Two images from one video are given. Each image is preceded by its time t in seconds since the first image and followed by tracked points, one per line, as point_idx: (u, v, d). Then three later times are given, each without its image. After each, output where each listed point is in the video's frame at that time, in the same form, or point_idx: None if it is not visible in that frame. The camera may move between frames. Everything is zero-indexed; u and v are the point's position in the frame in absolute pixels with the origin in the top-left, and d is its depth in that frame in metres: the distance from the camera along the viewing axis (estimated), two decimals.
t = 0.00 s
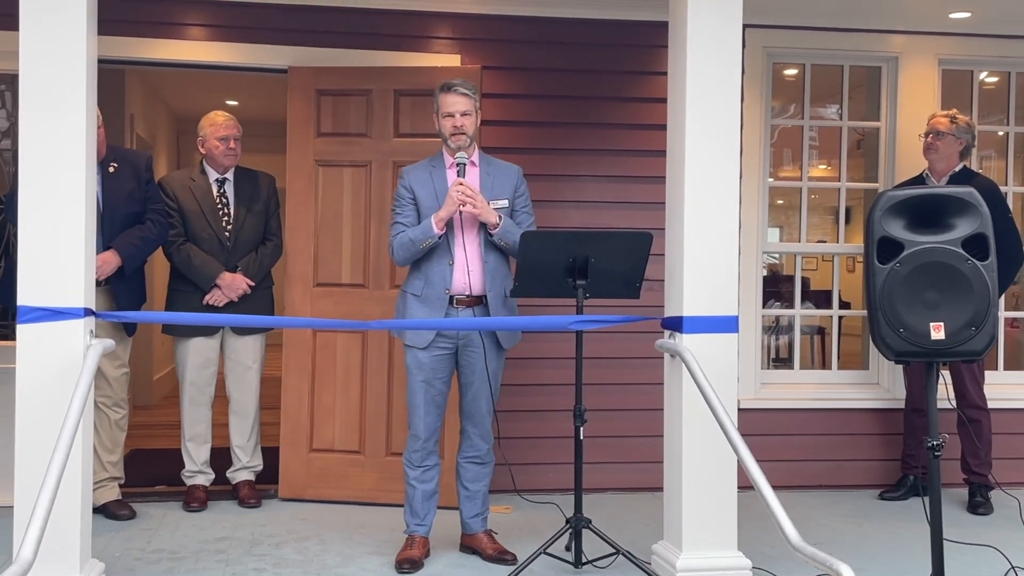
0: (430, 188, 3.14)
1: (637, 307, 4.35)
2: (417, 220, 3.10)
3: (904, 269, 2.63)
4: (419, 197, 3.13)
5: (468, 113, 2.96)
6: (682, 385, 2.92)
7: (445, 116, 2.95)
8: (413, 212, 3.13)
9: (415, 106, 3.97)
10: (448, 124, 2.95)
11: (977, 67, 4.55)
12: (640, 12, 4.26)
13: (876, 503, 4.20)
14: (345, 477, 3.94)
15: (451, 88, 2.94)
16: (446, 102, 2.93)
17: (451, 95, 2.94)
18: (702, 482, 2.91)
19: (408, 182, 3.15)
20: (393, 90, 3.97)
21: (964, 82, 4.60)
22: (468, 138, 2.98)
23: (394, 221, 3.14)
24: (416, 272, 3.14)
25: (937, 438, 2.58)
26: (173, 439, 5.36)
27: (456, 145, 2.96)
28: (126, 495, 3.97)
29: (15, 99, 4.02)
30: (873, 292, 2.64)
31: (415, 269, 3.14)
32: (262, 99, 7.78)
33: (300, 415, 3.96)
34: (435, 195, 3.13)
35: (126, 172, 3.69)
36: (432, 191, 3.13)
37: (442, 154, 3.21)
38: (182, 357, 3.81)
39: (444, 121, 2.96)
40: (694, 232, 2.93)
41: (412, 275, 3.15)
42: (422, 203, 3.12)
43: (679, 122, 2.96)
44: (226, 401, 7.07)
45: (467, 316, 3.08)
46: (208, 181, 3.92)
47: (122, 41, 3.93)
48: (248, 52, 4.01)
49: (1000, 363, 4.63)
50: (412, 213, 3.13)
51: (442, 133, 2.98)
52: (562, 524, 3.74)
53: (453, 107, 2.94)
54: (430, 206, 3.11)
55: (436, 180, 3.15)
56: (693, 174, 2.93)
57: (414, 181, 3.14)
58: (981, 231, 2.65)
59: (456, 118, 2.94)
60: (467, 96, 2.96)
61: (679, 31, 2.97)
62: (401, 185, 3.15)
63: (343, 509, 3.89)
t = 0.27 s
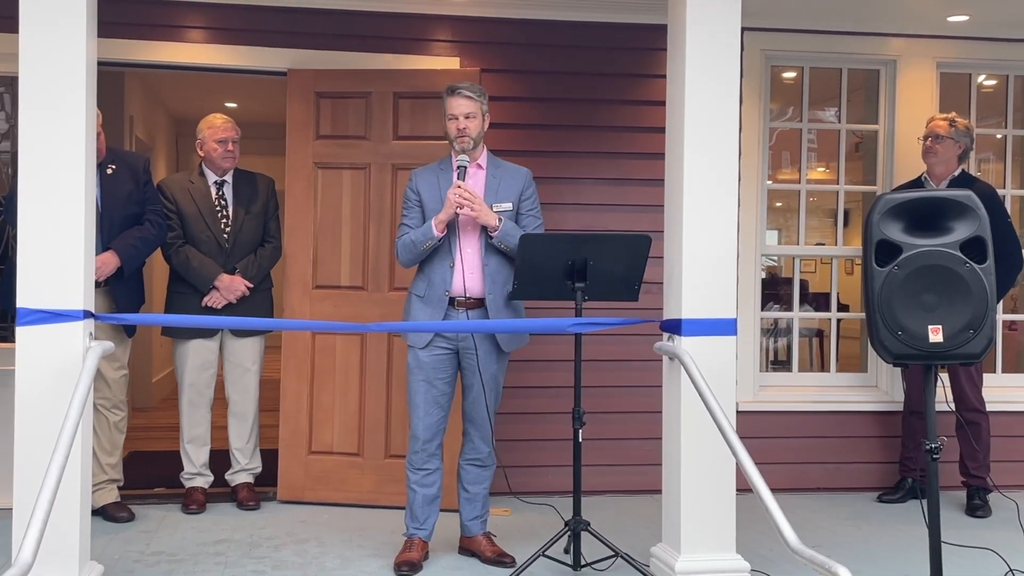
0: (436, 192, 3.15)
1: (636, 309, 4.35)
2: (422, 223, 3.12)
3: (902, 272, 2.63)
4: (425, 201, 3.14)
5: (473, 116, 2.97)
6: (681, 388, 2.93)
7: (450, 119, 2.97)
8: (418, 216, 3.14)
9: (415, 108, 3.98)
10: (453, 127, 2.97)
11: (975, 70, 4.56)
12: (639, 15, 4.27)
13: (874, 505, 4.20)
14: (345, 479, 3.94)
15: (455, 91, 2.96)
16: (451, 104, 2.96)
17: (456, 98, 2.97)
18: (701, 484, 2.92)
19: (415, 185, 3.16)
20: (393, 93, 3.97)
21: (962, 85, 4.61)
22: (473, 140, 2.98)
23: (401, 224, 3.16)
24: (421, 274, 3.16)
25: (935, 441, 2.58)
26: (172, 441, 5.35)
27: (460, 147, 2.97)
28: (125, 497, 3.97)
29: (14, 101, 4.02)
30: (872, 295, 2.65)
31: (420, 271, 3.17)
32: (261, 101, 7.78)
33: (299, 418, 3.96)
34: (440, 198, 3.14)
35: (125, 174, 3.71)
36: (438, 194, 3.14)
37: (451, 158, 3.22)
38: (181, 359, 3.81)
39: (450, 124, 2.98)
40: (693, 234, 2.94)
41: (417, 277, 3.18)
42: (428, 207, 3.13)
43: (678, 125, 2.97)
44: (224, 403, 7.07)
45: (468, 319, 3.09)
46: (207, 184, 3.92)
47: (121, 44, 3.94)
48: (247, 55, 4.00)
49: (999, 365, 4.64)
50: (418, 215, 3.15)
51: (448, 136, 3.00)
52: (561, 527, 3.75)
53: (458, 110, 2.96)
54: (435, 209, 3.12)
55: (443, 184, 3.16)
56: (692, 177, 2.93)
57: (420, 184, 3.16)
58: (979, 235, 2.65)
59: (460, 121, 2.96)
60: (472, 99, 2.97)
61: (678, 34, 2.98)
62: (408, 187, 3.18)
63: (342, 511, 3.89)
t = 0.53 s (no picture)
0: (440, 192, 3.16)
1: (636, 311, 4.35)
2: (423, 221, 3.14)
3: (901, 274, 2.64)
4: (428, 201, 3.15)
5: (474, 114, 2.98)
6: (681, 390, 2.93)
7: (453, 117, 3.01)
8: (421, 215, 3.16)
9: (414, 110, 3.98)
10: (454, 124, 3.00)
11: (974, 73, 4.57)
12: (638, 18, 4.27)
13: (874, 507, 4.20)
14: (344, 481, 3.94)
15: (457, 90, 2.99)
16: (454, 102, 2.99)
17: (460, 96, 2.99)
18: (700, 486, 2.92)
19: (419, 186, 3.18)
20: (392, 95, 3.98)
21: (961, 88, 4.62)
22: (472, 139, 2.99)
23: (405, 223, 3.18)
24: (422, 274, 3.18)
25: (934, 442, 2.59)
26: (171, 443, 5.35)
27: (459, 145, 2.98)
28: (125, 499, 3.97)
29: (14, 103, 4.03)
30: (871, 297, 2.65)
31: (422, 270, 3.18)
32: (261, 103, 7.78)
33: (299, 419, 3.96)
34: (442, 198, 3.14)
35: (124, 175, 3.71)
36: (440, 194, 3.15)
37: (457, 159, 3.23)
38: (180, 361, 3.81)
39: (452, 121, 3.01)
40: (692, 236, 2.94)
41: (419, 276, 3.20)
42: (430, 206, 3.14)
43: (678, 127, 2.97)
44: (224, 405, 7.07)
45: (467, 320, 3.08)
46: (207, 185, 3.92)
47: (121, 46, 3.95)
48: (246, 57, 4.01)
49: (998, 367, 4.64)
50: (420, 215, 3.16)
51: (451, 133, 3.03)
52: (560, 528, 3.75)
53: (459, 108, 2.98)
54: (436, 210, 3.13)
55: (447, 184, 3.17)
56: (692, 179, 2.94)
57: (423, 184, 3.17)
58: (978, 237, 2.66)
59: (461, 119, 2.98)
60: (475, 98, 2.98)
61: (678, 36, 2.98)
62: (413, 187, 3.20)
63: (342, 513, 3.89)
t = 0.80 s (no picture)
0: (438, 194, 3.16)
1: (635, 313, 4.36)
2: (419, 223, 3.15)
3: (899, 276, 2.64)
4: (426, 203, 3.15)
5: (473, 121, 2.99)
6: (679, 392, 2.93)
7: (451, 122, 3.01)
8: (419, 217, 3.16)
9: (414, 112, 3.99)
10: (452, 130, 3.02)
11: (972, 76, 4.58)
12: (637, 20, 4.28)
13: (872, 509, 4.21)
14: (343, 482, 3.94)
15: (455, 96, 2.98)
16: (451, 108, 2.99)
17: (457, 103, 2.98)
18: (699, 487, 2.93)
19: (417, 188, 3.19)
20: (392, 97, 3.98)
21: (959, 90, 4.63)
22: (471, 146, 3.03)
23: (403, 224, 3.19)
24: (418, 275, 3.19)
25: (932, 444, 2.60)
26: (170, 444, 5.35)
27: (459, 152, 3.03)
28: (123, 500, 3.97)
29: (13, 104, 4.03)
30: (869, 299, 2.66)
31: (418, 271, 3.19)
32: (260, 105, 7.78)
33: (298, 421, 3.96)
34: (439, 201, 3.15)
35: (124, 177, 3.71)
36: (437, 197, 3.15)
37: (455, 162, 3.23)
38: (180, 362, 3.82)
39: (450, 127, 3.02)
40: (691, 239, 2.95)
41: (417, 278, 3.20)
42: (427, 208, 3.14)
43: (677, 130, 2.98)
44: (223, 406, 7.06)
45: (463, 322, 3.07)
46: (207, 187, 3.93)
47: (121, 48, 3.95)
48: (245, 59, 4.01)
49: (996, 369, 4.65)
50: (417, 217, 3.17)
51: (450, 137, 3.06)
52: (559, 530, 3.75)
53: (456, 115, 2.98)
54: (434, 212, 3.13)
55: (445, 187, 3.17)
56: (691, 181, 2.94)
57: (420, 187, 3.18)
58: (976, 239, 2.66)
59: (459, 126, 2.99)
60: (473, 104, 2.97)
61: (677, 39, 2.99)
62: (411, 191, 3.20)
63: (340, 515, 3.89)
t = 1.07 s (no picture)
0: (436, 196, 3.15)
1: (634, 315, 4.36)
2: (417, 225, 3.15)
3: (897, 278, 2.65)
4: (423, 205, 3.15)
5: (473, 122, 2.99)
6: (678, 394, 2.94)
7: (451, 122, 3.02)
8: (417, 218, 3.17)
9: (413, 114, 3.99)
10: (452, 131, 3.01)
11: (971, 77, 4.59)
12: (636, 22, 4.29)
13: (871, 511, 4.21)
14: (342, 484, 3.95)
15: (457, 96, 2.98)
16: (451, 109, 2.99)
17: (458, 103, 2.98)
18: (698, 489, 2.93)
19: (416, 190, 3.19)
20: (391, 99, 3.99)
21: (958, 93, 4.64)
22: (471, 146, 3.03)
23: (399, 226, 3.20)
24: (416, 276, 3.20)
25: (930, 446, 2.60)
26: (169, 446, 5.35)
27: (458, 151, 3.03)
28: (122, 502, 3.97)
29: (13, 106, 4.03)
30: (867, 301, 2.67)
31: (415, 273, 3.20)
32: (259, 107, 7.79)
33: (297, 422, 3.96)
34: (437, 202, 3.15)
35: (124, 178, 3.71)
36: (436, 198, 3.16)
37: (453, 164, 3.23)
38: (180, 364, 3.82)
39: (450, 127, 3.02)
40: (690, 241, 2.95)
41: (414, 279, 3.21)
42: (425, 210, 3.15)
43: (676, 132, 2.98)
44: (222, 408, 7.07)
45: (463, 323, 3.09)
46: (208, 189, 3.93)
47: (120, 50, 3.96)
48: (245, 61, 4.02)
49: (995, 371, 4.65)
50: (416, 218, 3.17)
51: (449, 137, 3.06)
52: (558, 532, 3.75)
53: (457, 115, 2.99)
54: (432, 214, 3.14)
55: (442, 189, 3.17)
56: (690, 184, 2.95)
57: (419, 188, 3.18)
58: (974, 241, 2.67)
59: (459, 127, 2.99)
60: (474, 105, 2.98)
61: (676, 42, 2.99)
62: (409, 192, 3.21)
63: (339, 516, 3.89)
